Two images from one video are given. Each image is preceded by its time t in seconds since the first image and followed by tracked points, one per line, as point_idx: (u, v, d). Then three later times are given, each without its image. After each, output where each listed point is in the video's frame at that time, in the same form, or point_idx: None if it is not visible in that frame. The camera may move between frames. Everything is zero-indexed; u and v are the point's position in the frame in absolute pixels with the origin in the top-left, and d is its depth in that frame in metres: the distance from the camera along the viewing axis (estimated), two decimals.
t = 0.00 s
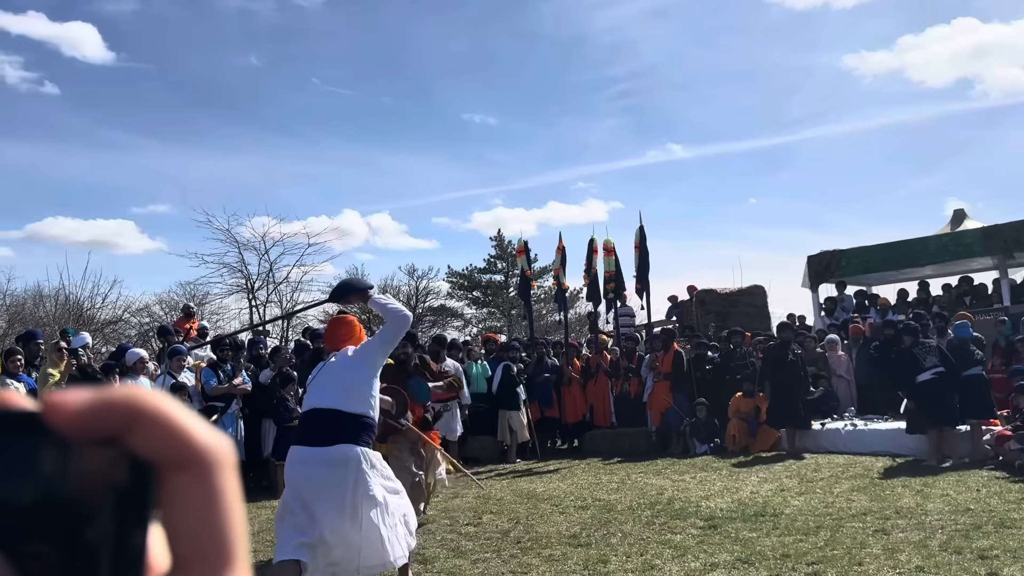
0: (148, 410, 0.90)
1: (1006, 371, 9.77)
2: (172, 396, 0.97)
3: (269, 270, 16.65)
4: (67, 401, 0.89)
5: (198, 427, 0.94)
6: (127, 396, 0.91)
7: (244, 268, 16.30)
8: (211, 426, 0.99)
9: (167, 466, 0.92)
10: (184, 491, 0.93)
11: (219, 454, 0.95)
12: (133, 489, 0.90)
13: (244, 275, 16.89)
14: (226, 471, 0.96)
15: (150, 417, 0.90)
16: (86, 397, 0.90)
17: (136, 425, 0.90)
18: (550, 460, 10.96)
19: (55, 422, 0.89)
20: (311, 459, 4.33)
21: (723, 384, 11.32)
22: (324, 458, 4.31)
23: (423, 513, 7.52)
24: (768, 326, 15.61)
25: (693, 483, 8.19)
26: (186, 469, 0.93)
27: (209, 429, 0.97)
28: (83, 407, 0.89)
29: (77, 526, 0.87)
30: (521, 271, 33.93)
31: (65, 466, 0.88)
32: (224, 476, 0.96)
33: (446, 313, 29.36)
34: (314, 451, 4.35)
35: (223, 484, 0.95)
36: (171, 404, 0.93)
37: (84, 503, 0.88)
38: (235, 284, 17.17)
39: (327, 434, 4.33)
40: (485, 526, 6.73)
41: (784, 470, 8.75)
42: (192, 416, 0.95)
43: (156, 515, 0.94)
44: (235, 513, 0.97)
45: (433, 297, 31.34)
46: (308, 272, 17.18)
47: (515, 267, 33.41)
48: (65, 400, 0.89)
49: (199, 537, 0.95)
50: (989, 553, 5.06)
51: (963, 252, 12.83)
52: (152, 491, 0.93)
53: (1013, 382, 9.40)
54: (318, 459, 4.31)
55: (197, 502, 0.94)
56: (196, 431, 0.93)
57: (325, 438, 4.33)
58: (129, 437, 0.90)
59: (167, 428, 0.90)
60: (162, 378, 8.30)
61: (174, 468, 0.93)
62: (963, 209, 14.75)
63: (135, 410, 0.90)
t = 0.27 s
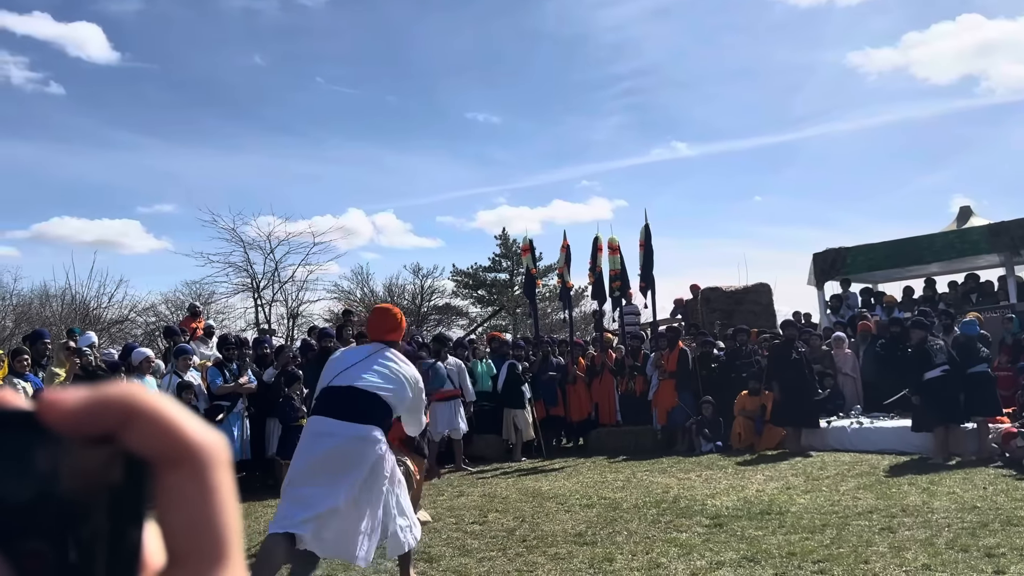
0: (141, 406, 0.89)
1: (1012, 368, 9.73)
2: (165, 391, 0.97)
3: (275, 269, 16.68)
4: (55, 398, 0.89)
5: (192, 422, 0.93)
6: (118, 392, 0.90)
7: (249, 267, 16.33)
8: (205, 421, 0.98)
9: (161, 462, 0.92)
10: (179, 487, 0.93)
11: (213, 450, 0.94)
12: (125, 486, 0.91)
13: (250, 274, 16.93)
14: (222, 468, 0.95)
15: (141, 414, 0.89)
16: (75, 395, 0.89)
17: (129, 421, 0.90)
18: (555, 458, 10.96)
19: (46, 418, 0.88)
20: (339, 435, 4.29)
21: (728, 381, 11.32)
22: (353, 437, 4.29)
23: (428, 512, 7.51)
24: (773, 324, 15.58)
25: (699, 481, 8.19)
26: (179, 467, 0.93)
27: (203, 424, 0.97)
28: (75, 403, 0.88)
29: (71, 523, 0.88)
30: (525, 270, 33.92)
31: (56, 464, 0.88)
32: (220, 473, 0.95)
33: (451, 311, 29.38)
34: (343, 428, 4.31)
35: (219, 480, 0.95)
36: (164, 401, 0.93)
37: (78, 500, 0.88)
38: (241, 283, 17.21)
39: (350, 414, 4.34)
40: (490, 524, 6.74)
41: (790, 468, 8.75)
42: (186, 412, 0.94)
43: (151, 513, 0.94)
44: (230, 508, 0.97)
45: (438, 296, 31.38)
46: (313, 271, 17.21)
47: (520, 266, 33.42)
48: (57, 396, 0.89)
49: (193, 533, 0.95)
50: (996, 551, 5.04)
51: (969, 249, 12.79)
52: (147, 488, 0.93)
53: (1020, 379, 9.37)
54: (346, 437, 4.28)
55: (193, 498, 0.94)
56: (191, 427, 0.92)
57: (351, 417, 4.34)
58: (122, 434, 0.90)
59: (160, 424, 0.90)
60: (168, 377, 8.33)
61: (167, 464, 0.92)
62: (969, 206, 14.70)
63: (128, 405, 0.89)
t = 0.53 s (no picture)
0: (160, 437, 0.94)
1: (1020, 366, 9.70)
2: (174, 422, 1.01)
3: (281, 268, 16.72)
4: (79, 431, 0.92)
5: (205, 451, 0.98)
6: (139, 426, 0.94)
7: (255, 267, 16.37)
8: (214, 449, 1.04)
9: (179, 491, 0.96)
10: (193, 512, 0.99)
11: (225, 476, 1.00)
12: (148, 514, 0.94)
13: (256, 274, 16.98)
14: (233, 493, 1.02)
15: (163, 444, 0.94)
16: (97, 427, 0.93)
17: (147, 452, 0.94)
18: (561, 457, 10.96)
19: (71, 452, 0.91)
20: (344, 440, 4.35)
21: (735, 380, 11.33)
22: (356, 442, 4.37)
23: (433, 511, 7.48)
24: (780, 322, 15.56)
25: (706, 480, 8.18)
26: (194, 495, 0.98)
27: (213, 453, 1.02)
28: (101, 435, 0.92)
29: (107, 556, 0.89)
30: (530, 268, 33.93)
31: (78, 496, 0.89)
32: (232, 497, 1.01)
33: (456, 310, 29.38)
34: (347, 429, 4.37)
35: (230, 505, 1.01)
36: (179, 431, 0.97)
37: (100, 521, 0.89)
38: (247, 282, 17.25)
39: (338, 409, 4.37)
40: (496, 523, 6.75)
41: (796, 467, 8.74)
42: (198, 442, 1.00)
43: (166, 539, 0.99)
44: (241, 533, 1.03)
45: (443, 295, 31.37)
46: (319, 270, 17.25)
47: (525, 264, 33.41)
48: (81, 429, 0.92)
49: (208, 555, 1.01)
50: (1003, 550, 5.03)
51: (976, 247, 12.75)
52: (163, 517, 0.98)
53: None
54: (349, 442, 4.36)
55: (207, 521, 1.00)
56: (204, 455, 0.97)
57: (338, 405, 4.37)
58: (143, 464, 0.94)
59: (178, 455, 0.95)
60: (176, 376, 8.41)
61: (185, 492, 0.97)
62: (976, 203, 14.65)
63: (146, 438, 0.94)
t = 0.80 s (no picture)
0: (141, 442, 1.05)
1: None
2: (163, 427, 1.13)
3: (288, 267, 16.76)
4: (66, 436, 1.07)
5: (187, 455, 1.09)
6: (122, 432, 1.06)
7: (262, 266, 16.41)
8: (201, 454, 1.14)
9: (159, 494, 1.08)
10: (175, 515, 1.09)
11: (207, 481, 1.10)
12: (127, 514, 1.07)
13: (263, 273, 17.02)
14: (215, 497, 1.11)
15: (141, 451, 1.05)
16: (84, 433, 1.07)
17: (128, 456, 1.06)
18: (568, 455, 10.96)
19: (56, 456, 1.06)
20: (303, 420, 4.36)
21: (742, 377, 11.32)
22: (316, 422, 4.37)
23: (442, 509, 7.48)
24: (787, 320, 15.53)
25: (712, 478, 8.18)
26: (174, 500, 1.09)
27: (199, 457, 1.12)
28: (86, 439, 1.06)
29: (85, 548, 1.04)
30: (537, 266, 33.88)
31: (65, 493, 1.05)
32: (213, 501, 1.11)
33: (463, 308, 29.34)
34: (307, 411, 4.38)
35: (212, 509, 1.11)
36: (162, 436, 1.08)
37: (79, 519, 1.04)
38: (254, 282, 17.29)
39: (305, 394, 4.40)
40: (502, 522, 6.76)
41: (804, 465, 8.71)
42: (182, 446, 1.10)
43: (150, 539, 1.10)
44: (223, 535, 1.12)
45: (450, 293, 31.35)
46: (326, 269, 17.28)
47: (531, 263, 33.36)
48: (69, 436, 1.07)
49: (190, 557, 1.11)
50: (1013, 548, 5.00)
51: (985, 244, 12.70)
52: (146, 517, 1.09)
53: None
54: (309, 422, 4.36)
55: (186, 523, 1.10)
56: (185, 459, 1.08)
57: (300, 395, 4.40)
58: (124, 468, 1.06)
59: (157, 458, 1.06)
60: (182, 376, 8.48)
61: (165, 495, 1.08)
62: (984, 200, 14.58)
63: (127, 441, 1.06)
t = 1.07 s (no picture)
0: (95, 448, 1.01)
1: None
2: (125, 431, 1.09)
3: (294, 266, 16.80)
4: (20, 441, 1.04)
5: (146, 462, 1.04)
6: (76, 438, 1.02)
7: (268, 265, 16.46)
8: (165, 461, 1.09)
9: (115, 503, 1.03)
10: (132, 526, 1.04)
11: (167, 490, 1.04)
12: (81, 524, 1.04)
13: (270, 272, 17.06)
14: (176, 508, 1.06)
15: (94, 457, 1.01)
16: (38, 437, 1.04)
17: (81, 463, 1.02)
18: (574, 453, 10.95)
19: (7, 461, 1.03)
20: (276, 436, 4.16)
21: (749, 375, 11.30)
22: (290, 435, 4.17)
23: (448, 508, 7.47)
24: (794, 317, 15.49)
25: (719, 476, 8.15)
26: (132, 509, 1.04)
27: (161, 464, 1.08)
28: (37, 444, 1.03)
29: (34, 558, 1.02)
30: (543, 265, 33.86)
31: (14, 499, 1.02)
32: (174, 512, 1.05)
33: (469, 306, 29.37)
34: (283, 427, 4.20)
35: (172, 520, 1.05)
36: (120, 442, 1.04)
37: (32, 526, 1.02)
38: (261, 280, 17.34)
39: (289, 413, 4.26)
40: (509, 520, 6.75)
41: (812, 463, 8.68)
42: (143, 453, 1.05)
43: (108, 549, 1.06)
44: (184, 546, 1.06)
45: (456, 291, 31.38)
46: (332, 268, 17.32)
47: (537, 261, 33.36)
48: (24, 441, 1.04)
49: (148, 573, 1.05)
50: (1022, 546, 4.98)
51: (993, 240, 12.64)
52: (103, 526, 1.05)
53: None
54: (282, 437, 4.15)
55: (144, 535, 1.05)
56: (143, 466, 1.03)
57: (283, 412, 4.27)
58: (79, 475, 1.03)
59: (112, 464, 1.01)
60: (189, 374, 8.49)
61: (122, 505, 1.04)
62: (993, 196, 14.51)
63: (80, 447, 1.02)
